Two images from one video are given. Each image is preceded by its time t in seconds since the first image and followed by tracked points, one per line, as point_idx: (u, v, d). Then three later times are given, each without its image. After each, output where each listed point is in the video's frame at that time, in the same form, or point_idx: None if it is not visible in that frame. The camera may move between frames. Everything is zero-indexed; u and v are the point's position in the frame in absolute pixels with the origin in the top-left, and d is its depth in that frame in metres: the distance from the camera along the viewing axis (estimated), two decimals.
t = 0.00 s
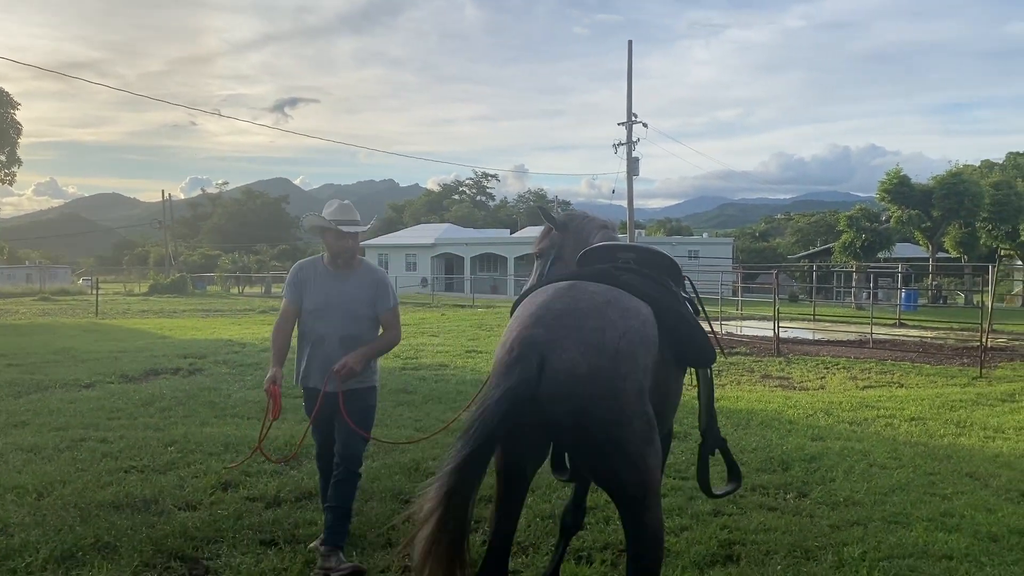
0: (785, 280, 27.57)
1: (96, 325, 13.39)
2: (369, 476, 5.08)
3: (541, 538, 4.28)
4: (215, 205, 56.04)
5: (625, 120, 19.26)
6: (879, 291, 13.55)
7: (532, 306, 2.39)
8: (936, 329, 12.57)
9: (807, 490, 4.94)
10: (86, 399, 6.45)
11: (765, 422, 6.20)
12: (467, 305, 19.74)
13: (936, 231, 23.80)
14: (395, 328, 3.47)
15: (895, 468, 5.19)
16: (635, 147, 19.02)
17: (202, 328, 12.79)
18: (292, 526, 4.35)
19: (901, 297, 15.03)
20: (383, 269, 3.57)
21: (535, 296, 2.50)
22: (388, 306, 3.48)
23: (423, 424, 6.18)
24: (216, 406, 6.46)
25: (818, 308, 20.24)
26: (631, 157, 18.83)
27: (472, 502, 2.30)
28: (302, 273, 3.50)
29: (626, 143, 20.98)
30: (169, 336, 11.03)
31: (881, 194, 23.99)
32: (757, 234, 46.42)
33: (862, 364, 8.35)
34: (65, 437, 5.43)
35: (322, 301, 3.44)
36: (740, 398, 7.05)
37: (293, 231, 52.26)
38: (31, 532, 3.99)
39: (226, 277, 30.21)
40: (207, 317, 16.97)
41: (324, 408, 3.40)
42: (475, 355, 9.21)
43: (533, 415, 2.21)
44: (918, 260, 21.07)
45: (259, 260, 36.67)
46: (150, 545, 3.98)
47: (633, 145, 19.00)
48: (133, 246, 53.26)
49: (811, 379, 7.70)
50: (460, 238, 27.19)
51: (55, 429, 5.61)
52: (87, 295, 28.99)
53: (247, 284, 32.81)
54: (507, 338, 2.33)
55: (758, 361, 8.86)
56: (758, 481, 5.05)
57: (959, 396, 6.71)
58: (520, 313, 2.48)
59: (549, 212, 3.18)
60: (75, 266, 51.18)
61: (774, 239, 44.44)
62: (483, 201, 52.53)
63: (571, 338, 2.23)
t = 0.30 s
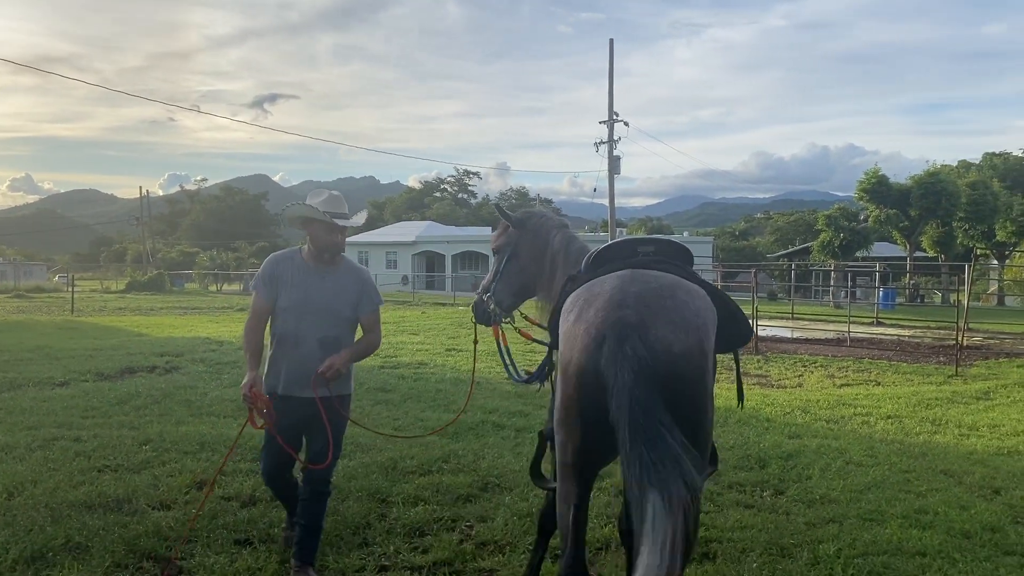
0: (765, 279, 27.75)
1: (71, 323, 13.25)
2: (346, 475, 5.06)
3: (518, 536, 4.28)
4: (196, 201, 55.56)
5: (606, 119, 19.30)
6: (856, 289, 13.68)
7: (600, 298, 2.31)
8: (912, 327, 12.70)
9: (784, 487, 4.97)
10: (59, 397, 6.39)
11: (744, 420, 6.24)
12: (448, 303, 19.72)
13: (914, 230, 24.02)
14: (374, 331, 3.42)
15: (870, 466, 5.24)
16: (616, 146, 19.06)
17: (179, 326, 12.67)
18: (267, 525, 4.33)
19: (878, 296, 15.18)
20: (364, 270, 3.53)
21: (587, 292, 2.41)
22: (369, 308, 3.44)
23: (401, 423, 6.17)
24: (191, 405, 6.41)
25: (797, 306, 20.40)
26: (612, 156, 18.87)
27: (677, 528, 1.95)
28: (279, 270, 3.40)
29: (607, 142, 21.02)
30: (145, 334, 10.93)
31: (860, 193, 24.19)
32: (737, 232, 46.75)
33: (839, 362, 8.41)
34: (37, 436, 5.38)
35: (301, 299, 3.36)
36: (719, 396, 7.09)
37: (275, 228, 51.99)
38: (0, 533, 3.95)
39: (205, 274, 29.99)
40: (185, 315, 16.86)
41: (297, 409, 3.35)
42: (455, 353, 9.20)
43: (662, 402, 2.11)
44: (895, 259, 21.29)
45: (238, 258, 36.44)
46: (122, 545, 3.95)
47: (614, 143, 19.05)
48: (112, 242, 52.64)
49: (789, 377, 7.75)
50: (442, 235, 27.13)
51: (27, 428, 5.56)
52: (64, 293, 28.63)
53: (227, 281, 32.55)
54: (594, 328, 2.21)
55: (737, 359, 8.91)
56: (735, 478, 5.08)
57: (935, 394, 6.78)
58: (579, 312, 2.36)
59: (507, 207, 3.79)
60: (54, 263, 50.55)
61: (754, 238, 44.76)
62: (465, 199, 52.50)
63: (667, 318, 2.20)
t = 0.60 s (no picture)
0: (747, 278, 27.94)
1: (48, 321, 13.13)
2: (327, 474, 5.04)
3: (499, 535, 4.28)
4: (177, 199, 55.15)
5: (588, 118, 19.32)
6: (835, 288, 13.80)
7: (634, 291, 2.31)
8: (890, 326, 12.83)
9: (763, 485, 5.00)
10: (36, 396, 6.33)
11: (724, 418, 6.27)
12: (431, 301, 19.68)
13: (893, 229, 24.25)
14: (368, 320, 3.24)
15: (849, 463, 5.28)
16: (599, 144, 19.11)
17: (158, 325, 12.57)
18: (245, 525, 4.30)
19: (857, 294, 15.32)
20: (349, 256, 3.30)
21: (615, 285, 2.40)
22: (359, 296, 3.25)
23: (383, 422, 6.14)
24: (169, 404, 6.37)
25: (778, 304, 20.54)
26: (594, 154, 18.91)
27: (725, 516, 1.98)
28: (259, 264, 3.07)
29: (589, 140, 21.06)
30: (123, 332, 10.82)
31: (840, 192, 24.37)
32: (719, 231, 47.04)
33: (819, 360, 8.48)
34: (12, 436, 5.33)
35: (289, 294, 3.07)
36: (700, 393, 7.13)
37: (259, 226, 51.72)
38: None
39: (185, 272, 29.78)
40: (164, 313, 16.74)
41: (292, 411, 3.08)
42: (436, 351, 9.19)
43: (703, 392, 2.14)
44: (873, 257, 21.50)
45: (218, 256, 36.23)
46: (98, 546, 3.92)
47: (597, 142, 19.09)
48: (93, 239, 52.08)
49: (769, 374, 7.80)
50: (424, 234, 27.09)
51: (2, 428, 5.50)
52: (42, 291, 28.27)
53: (208, 279, 32.29)
54: (635, 318, 2.20)
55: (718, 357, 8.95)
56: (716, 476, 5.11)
57: (913, 392, 6.84)
58: (609, 305, 2.34)
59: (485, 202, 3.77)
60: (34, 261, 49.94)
61: (735, 236, 45.08)
62: (449, 197, 52.50)
63: (705, 313, 2.24)
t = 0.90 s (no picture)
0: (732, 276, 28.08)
1: (28, 320, 13.00)
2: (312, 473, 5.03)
3: (484, 533, 4.29)
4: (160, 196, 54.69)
5: (574, 117, 19.34)
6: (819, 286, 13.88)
7: (650, 292, 2.29)
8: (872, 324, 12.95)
9: (747, 482, 5.04)
10: (16, 395, 6.27)
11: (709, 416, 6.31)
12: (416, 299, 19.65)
13: (876, 228, 24.43)
14: (362, 332, 2.94)
15: (832, 460, 5.32)
16: (584, 143, 19.14)
17: (141, 324, 12.49)
18: (229, 523, 4.28)
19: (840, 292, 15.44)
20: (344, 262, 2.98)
21: (628, 284, 2.38)
22: (356, 306, 2.95)
23: (368, 420, 6.14)
24: (152, 403, 6.32)
25: (762, 303, 20.67)
26: (579, 153, 18.95)
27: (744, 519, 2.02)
28: (248, 274, 2.69)
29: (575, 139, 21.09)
30: (106, 331, 10.73)
31: (823, 191, 24.54)
32: (703, 230, 47.28)
33: (802, 357, 8.54)
34: None
35: (283, 307, 2.72)
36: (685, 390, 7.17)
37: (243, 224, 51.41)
38: None
39: (168, 270, 29.57)
40: (146, 311, 16.61)
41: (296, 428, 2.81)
42: (422, 350, 9.19)
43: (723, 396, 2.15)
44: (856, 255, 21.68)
45: (201, 254, 36.03)
46: (80, 545, 3.89)
47: (582, 140, 19.14)
48: (76, 237, 51.57)
49: (753, 372, 7.85)
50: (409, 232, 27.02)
51: None
52: (23, 289, 27.97)
53: (192, 277, 32.08)
54: (655, 323, 2.19)
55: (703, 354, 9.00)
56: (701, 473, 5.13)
57: (895, 389, 6.92)
58: (625, 305, 2.31)
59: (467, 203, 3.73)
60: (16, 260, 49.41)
61: (720, 235, 45.33)
62: (435, 196, 52.45)
63: (719, 314, 2.25)
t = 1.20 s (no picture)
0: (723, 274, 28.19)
1: (15, 318, 12.91)
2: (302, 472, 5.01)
3: (475, 531, 4.28)
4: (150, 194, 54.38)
5: (564, 115, 19.36)
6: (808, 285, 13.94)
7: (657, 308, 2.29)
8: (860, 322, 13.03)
9: (738, 480, 5.05)
10: (3, 394, 6.23)
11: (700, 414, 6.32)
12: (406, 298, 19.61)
13: (865, 226, 24.56)
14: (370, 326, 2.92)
15: (822, 457, 5.34)
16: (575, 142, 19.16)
17: (129, 322, 12.41)
18: (220, 522, 4.27)
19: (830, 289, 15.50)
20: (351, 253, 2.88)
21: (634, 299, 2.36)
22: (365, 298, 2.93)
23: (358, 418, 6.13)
24: (141, 402, 6.29)
25: (752, 301, 20.74)
26: (570, 152, 18.97)
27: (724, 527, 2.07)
28: (272, 262, 2.51)
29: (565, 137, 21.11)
30: (93, 330, 10.66)
31: (813, 190, 24.64)
32: (693, 229, 47.44)
33: (792, 355, 8.57)
34: None
35: (308, 299, 2.56)
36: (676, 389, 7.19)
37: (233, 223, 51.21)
38: None
39: (157, 268, 29.42)
40: (135, 310, 16.52)
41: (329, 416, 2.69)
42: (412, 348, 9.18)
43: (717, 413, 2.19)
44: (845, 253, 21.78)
45: (191, 253, 35.87)
46: (69, 545, 3.87)
47: (573, 139, 19.17)
48: (64, 235, 51.19)
49: (744, 370, 7.87)
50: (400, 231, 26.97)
51: None
52: (9, 287, 27.74)
53: (181, 276, 31.93)
54: (660, 339, 2.19)
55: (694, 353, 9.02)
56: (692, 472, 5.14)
57: (884, 386, 6.96)
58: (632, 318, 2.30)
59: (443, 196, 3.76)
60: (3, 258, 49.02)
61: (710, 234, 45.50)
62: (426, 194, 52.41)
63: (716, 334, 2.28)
